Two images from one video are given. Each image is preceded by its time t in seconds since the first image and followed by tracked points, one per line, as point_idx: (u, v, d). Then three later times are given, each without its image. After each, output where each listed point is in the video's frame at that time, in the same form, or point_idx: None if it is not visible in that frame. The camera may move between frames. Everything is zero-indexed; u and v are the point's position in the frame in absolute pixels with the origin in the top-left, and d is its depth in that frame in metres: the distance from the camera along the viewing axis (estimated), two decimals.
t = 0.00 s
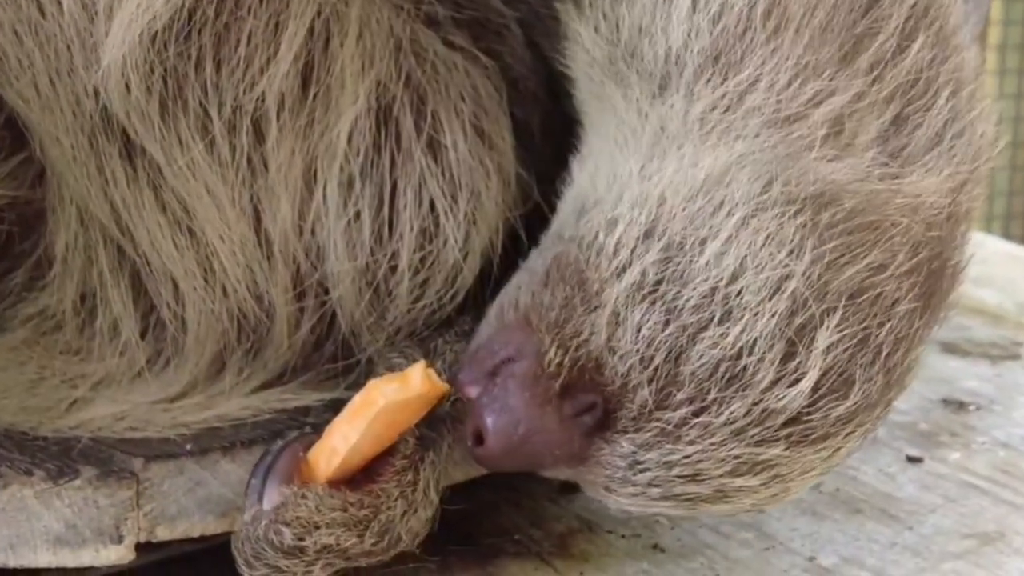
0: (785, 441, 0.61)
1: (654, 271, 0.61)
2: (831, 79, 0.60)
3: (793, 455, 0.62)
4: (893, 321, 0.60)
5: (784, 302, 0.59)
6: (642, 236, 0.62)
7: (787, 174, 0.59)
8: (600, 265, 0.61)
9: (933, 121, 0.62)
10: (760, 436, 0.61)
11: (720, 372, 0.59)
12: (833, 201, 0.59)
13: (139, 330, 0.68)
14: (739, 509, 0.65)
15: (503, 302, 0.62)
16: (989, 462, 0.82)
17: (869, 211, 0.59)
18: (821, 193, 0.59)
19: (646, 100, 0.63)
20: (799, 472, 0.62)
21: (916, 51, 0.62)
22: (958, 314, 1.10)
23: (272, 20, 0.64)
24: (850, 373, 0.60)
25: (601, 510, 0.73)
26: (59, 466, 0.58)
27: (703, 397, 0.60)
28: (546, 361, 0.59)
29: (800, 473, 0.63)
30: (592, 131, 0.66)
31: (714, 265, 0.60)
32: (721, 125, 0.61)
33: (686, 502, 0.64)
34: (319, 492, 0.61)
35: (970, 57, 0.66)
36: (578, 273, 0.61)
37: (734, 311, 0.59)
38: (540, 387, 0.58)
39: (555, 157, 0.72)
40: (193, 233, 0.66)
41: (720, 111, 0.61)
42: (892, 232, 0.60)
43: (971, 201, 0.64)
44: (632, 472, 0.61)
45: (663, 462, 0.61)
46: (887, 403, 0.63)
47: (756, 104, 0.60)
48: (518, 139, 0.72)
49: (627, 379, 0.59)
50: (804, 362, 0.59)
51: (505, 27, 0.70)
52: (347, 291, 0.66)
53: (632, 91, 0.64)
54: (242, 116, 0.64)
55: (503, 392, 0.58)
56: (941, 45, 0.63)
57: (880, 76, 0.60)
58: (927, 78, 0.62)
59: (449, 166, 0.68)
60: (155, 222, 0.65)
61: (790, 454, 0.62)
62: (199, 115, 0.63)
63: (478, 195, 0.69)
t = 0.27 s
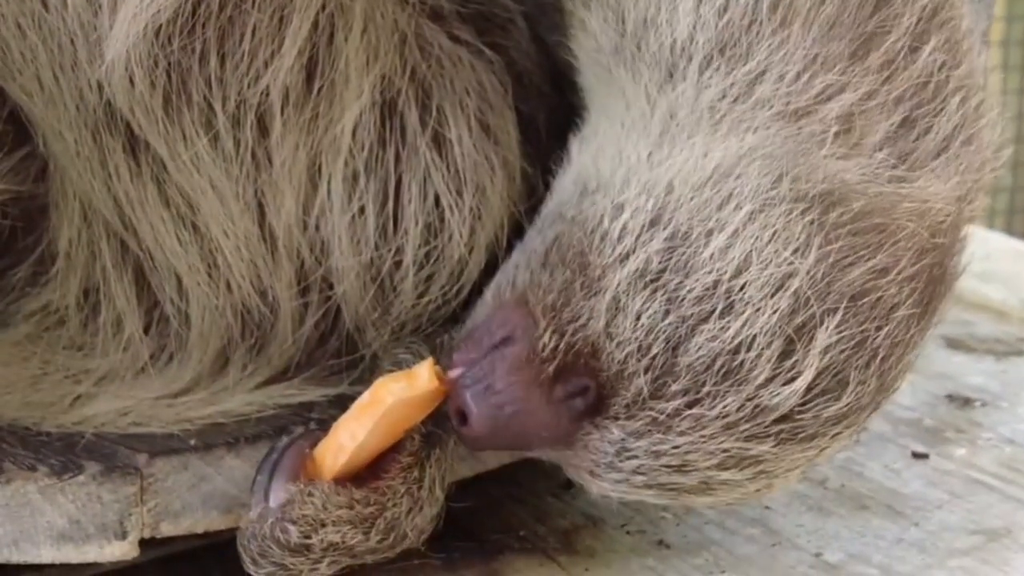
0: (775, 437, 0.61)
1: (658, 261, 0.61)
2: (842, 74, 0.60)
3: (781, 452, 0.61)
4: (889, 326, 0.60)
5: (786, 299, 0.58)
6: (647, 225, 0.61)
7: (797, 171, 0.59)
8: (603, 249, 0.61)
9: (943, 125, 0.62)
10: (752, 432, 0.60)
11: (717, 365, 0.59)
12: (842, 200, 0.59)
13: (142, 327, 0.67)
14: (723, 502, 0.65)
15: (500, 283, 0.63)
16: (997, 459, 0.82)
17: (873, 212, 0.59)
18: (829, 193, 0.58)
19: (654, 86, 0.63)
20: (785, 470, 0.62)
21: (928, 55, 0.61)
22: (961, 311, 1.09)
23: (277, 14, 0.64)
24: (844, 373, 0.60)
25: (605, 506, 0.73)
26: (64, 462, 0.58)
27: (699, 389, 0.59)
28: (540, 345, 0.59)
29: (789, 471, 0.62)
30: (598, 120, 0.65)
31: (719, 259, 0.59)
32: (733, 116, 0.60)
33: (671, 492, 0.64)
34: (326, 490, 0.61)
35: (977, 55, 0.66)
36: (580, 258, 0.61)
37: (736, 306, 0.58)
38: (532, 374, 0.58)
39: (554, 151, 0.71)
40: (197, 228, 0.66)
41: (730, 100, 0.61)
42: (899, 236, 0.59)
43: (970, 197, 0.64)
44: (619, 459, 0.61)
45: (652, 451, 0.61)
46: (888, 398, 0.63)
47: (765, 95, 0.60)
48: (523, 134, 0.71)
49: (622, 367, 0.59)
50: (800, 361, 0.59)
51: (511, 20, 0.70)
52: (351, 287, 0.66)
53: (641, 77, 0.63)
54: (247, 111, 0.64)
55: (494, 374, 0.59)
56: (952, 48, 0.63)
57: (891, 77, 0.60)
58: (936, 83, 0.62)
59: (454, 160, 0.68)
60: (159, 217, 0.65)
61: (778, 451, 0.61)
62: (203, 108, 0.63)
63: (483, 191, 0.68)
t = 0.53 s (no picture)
0: (778, 439, 0.61)
1: (661, 263, 0.60)
2: (844, 77, 0.60)
3: (783, 453, 0.62)
4: (889, 330, 0.60)
5: (792, 303, 0.58)
6: (649, 226, 0.61)
7: (799, 175, 0.59)
8: (603, 250, 0.61)
9: (943, 130, 0.62)
10: (756, 434, 0.61)
11: (722, 370, 0.59)
12: (844, 206, 0.58)
13: (145, 326, 0.67)
14: (722, 501, 0.65)
15: (499, 271, 0.62)
16: (998, 458, 0.82)
17: (874, 216, 0.59)
18: (831, 198, 0.58)
19: (656, 87, 0.63)
20: (787, 470, 0.62)
21: (931, 59, 0.61)
22: (961, 310, 1.09)
23: (279, 13, 0.64)
24: (847, 376, 0.60)
25: (607, 506, 0.73)
26: (66, 461, 0.58)
27: (705, 393, 0.59)
28: (541, 345, 0.59)
29: (787, 472, 0.63)
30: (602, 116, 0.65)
31: (724, 262, 0.59)
32: (735, 118, 0.60)
33: (671, 493, 0.64)
34: (330, 492, 0.61)
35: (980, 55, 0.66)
36: (579, 260, 0.61)
37: (744, 309, 0.59)
38: (536, 374, 0.58)
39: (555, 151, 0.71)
40: (199, 228, 0.66)
41: (733, 102, 0.60)
42: (900, 241, 0.59)
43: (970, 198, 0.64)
44: (623, 464, 0.61)
45: (657, 455, 0.61)
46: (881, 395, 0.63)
47: (768, 97, 0.60)
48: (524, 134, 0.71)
49: (629, 371, 0.59)
50: (805, 364, 0.59)
51: (513, 20, 0.70)
52: (354, 288, 0.66)
53: (643, 77, 0.63)
54: (249, 111, 0.64)
55: (500, 376, 0.58)
56: (954, 53, 0.63)
57: (893, 82, 0.60)
58: (937, 88, 0.62)
59: (457, 160, 0.68)
60: (162, 217, 0.65)
61: (781, 452, 0.62)
62: (206, 108, 0.63)
63: (485, 189, 0.68)
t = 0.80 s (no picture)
0: (783, 432, 0.61)
1: (669, 254, 0.61)
2: (850, 70, 0.60)
3: (787, 447, 0.62)
4: (895, 323, 0.60)
5: (800, 294, 0.59)
6: (657, 218, 0.61)
7: (807, 166, 0.59)
8: (611, 242, 0.61)
9: (947, 124, 0.62)
10: (761, 427, 0.60)
11: (729, 361, 0.59)
12: (851, 197, 0.59)
13: (147, 324, 0.67)
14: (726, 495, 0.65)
15: (507, 268, 0.62)
16: (1000, 456, 0.82)
17: (881, 207, 0.59)
18: (839, 188, 0.59)
19: (660, 81, 0.62)
20: (792, 464, 0.62)
21: (936, 53, 0.61)
22: (962, 308, 1.09)
23: (282, 11, 0.64)
24: (853, 370, 0.60)
25: (609, 503, 0.73)
26: (68, 459, 0.58)
27: (712, 384, 0.59)
28: (547, 339, 0.58)
29: (789, 466, 0.63)
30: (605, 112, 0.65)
31: (731, 255, 0.60)
32: (741, 111, 0.60)
33: (674, 486, 0.64)
34: (333, 491, 0.61)
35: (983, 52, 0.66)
36: (585, 252, 0.61)
37: (752, 301, 0.59)
38: (540, 369, 0.58)
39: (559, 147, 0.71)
40: (201, 225, 0.66)
41: (739, 94, 0.60)
42: (906, 234, 0.59)
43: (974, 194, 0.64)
44: (627, 455, 0.61)
45: (662, 447, 0.61)
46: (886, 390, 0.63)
47: (775, 90, 0.60)
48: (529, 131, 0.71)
49: (635, 363, 0.59)
50: (811, 357, 0.59)
51: (515, 17, 0.70)
52: (356, 286, 0.66)
53: (646, 71, 0.63)
54: (252, 108, 0.64)
55: (504, 368, 0.58)
56: (958, 47, 0.63)
57: (898, 75, 0.60)
58: (942, 82, 0.62)
59: (459, 158, 0.68)
60: (164, 215, 0.65)
61: (787, 445, 0.62)
62: (208, 106, 0.63)
63: (488, 186, 0.68)
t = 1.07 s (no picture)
0: (799, 430, 0.62)
1: (672, 257, 0.61)
2: (847, 67, 0.60)
3: (805, 445, 0.62)
4: (904, 315, 0.60)
5: (805, 289, 0.59)
6: (657, 222, 0.61)
7: (807, 162, 0.59)
8: (612, 248, 0.61)
9: (946, 116, 0.62)
10: (775, 426, 0.61)
11: (738, 360, 0.59)
12: (853, 190, 0.59)
13: (146, 324, 0.67)
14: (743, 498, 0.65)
15: (508, 282, 0.62)
16: (999, 455, 0.82)
17: (885, 200, 0.59)
18: (840, 182, 0.59)
19: (659, 85, 0.62)
20: (810, 462, 0.63)
21: (934, 43, 0.61)
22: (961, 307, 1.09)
23: (281, 10, 0.63)
24: (865, 363, 0.60)
25: (608, 503, 0.73)
26: (68, 459, 0.58)
27: (723, 384, 0.60)
28: (555, 348, 0.59)
29: (814, 460, 0.63)
30: (604, 115, 0.64)
31: (735, 253, 0.60)
32: (739, 113, 0.60)
33: (693, 491, 0.64)
34: (333, 492, 0.61)
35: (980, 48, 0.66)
36: (589, 258, 0.61)
37: (757, 298, 0.59)
38: (550, 380, 0.58)
39: (559, 148, 0.71)
40: (200, 225, 0.66)
41: (737, 97, 0.60)
42: (910, 225, 0.59)
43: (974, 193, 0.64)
44: (644, 462, 0.62)
45: (677, 450, 0.61)
46: (899, 385, 0.63)
47: (773, 90, 0.60)
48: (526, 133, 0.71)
49: (643, 367, 0.60)
50: (822, 352, 0.59)
51: (514, 17, 0.70)
52: (355, 286, 0.66)
53: (645, 75, 0.63)
54: (251, 108, 0.64)
55: (515, 382, 0.59)
56: (954, 38, 0.62)
57: (896, 69, 0.60)
58: (939, 73, 0.61)
59: (459, 158, 0.68)
60: (163, 215, 0.65)
61: (803, 443, 0.62)
62: (208, 106, 0.63)
63: (487, 186, 0.68)
